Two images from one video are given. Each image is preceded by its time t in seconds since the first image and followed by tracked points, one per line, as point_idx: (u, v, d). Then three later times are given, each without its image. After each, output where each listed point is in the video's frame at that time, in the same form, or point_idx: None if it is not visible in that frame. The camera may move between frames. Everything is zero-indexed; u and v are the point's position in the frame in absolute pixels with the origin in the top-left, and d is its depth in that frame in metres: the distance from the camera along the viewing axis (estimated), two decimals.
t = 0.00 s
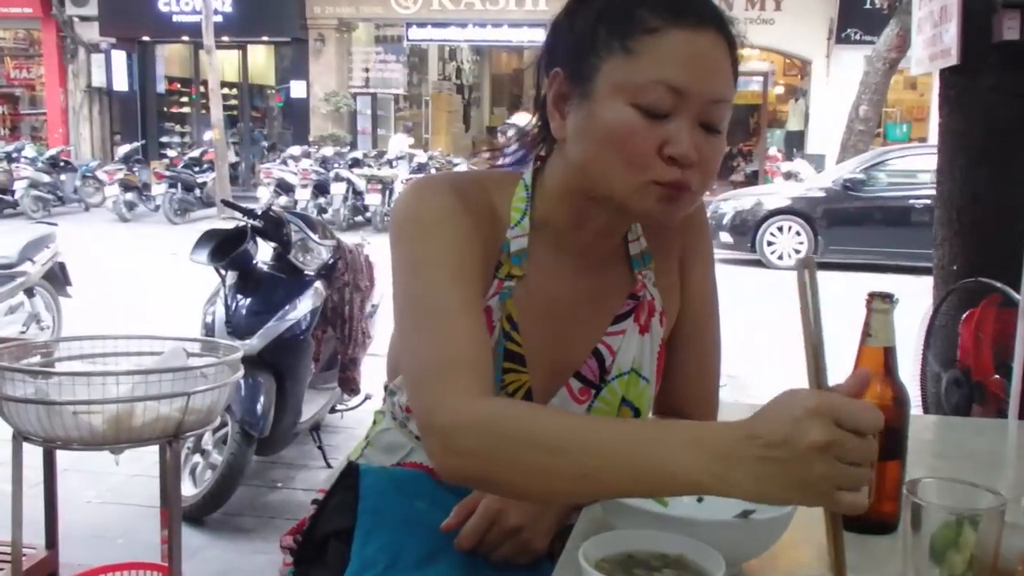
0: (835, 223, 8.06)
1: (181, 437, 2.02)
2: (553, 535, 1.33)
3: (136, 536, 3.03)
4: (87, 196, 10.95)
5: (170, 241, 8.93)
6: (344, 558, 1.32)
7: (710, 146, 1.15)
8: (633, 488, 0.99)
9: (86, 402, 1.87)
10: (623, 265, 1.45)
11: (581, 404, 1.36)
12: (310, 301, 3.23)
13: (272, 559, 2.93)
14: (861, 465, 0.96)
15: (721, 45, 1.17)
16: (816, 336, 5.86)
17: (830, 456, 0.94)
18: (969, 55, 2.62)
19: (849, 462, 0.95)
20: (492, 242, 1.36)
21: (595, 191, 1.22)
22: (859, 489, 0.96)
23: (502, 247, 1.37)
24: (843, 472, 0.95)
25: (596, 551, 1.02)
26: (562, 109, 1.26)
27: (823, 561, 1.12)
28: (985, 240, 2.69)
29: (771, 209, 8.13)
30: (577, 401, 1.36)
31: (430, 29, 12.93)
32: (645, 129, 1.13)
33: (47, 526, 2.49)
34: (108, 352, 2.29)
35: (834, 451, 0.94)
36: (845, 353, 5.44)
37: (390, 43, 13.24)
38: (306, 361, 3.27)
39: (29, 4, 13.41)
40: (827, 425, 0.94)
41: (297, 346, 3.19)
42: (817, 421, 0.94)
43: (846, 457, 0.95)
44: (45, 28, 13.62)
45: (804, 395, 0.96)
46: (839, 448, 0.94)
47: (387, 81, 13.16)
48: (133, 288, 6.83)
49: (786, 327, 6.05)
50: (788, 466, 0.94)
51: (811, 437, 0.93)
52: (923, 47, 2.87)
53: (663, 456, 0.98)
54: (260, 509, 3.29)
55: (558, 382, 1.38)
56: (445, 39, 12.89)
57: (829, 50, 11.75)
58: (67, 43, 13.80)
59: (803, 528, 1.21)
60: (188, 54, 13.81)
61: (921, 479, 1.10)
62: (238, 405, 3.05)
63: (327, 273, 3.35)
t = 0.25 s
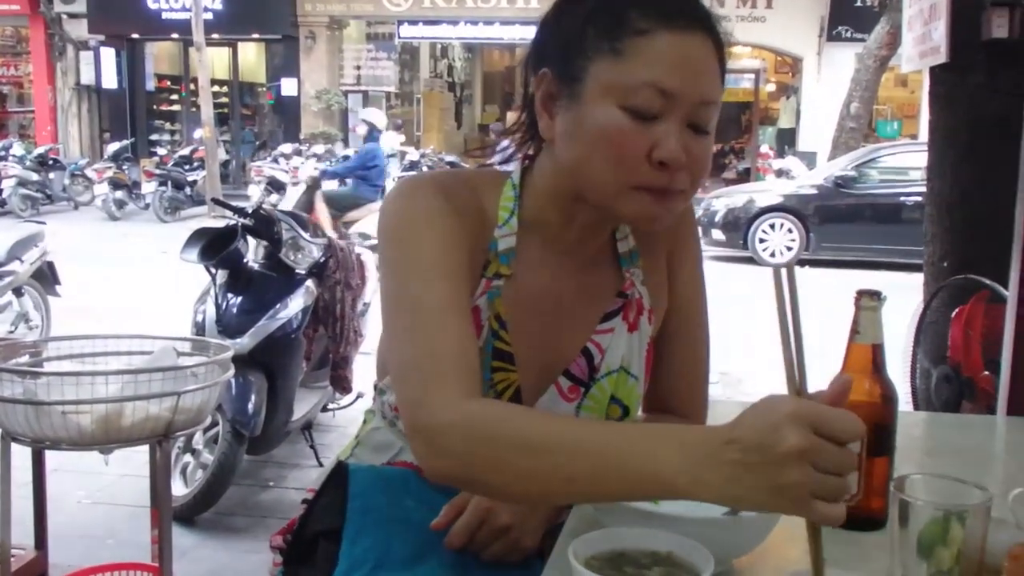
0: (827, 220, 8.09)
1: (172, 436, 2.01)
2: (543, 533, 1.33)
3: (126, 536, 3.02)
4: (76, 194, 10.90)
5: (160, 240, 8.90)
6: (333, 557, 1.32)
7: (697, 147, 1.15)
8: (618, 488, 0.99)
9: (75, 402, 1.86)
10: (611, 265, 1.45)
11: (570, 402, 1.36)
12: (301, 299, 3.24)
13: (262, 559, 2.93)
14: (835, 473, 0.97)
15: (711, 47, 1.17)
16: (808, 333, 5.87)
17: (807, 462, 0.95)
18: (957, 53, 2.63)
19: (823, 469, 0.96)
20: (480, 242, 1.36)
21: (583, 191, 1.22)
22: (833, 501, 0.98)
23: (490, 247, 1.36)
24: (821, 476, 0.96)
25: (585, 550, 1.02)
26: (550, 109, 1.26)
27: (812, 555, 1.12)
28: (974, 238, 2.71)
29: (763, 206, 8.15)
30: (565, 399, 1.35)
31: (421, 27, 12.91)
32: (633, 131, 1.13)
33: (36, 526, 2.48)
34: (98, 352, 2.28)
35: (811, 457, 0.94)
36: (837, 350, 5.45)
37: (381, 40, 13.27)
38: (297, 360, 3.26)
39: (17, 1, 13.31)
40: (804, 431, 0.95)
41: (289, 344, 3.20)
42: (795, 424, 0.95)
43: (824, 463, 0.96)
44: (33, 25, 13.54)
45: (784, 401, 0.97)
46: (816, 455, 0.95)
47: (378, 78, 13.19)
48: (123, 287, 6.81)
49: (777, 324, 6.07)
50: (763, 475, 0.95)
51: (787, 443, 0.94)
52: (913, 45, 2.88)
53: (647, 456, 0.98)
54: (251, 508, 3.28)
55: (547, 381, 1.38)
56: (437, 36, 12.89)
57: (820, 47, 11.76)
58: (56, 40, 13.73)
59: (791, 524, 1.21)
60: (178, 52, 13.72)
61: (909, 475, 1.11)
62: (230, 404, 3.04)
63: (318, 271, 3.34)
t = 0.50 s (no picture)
0: (822, 217, 8.11)
1: (168, 430, 2.02)
2: (537, 526, 1.35)
3: (123, 530, 3.03)
4: (72, 190, 10.89)
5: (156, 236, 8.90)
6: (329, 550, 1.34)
7: (690, 143, 1.16)
8: (611, 480, 1.00)
9: (72, 396, 1.87)
10: (604, 260, 1.46)
11: (564, 396, 1.38)
12: (296, 295, 3.24)
13: (259, 553, 2.94)
14: (831, 477, 0.95)
15: (702, 43, 1.18)
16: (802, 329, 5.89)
17: (803, 464, 0.94)
18: (953, 51, 2.64)
19: (820, 471, 0.95)
20: (474, 237, 1.37)
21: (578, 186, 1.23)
22: (825, 505, 0.96)
23: (484, 242, 1.38)
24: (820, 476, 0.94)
25: (579, 540, 1.03)
26: (543, 105, 1.27)
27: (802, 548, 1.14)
28: (969, 235, 2.72)
29: (759, 204, 8.16)
30: (559, 394, 1.37)
31: (417, 23, 12.85)
32: (626, 127, 1.14)
33: (35, 519, 2.49)
34: (95, 346, 2.28)
35: (808, 458, 0.93)
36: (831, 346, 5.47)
37: (377, 36, 13.12)
38: (293, 356, 3.27)
39: None
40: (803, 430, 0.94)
41: (284, 340, 3.19)
42: (793, 425, 0.94)
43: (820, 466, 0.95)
44: (29, 21, 13.48)
45: (783, 401, 0.96)
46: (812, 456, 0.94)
47: (373, 74, 13.13)
48: (119, 282, 6.82)
49: (772, 321, 6.09)
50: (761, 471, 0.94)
51: (783, 444, 0.93)
52: (909, 43, 2.89)
53: (640, 449, 1.00)
54: (247, 503, 3.29)
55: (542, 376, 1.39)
56: (432, 33, 12.84)
57: (816, 45, 11.78)
58: (52, 36, 13.70)
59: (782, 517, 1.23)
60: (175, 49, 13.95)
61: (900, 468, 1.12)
62: (225, 399, 3.05)
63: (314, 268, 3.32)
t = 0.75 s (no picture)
0: (813, 202, 8.13)
1: (167, 426, 2.04)
2: (529, 508, 1.37)
3: (124, 527, 3.05)
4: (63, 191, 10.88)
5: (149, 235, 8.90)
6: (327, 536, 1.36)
7: (675, 129, 1.18)
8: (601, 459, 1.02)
9: (70, 393, 1.88)
10: (591, 247, 1.48)
11: (553, 381, 1.40)
12: (290, 290, 3.27)
13: (259, 547, 2.96)
14: (818, 452, 0.97)
15: (684, 30, 1.20)
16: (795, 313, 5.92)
17: (791, 439, 0.96)
18: (940, 33, 2.66)
19: (807, 447, 0.97)
20: (463, 227, 1.38)
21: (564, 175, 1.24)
22: (813, 479, 0.98)
23: (472, 231, 1.39)
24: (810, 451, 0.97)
25: (569, 518, 1.06)
26: (528, 94, 1.29)
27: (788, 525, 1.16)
28: (958, 218, 2.74)
29: (751, 190, 8.19)
30: (549, 378, 1.39)
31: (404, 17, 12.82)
32: (611, 115, 1.16)
33: (36, 517, 2.51)
34: (91, 345, 2.30)
35: (796, 434, 0.96)
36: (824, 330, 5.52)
37: (365, 31, 13.19)
38: (289, 351, 3.29)
39: None
40: (792, 407, 0.96)
41: (279, 336, 3.21)
42: (781, 401, 0.96)
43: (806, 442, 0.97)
44: (15, 22, 13.37)
45: (771, 379, 0.99)
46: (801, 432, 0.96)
47: (361, 69, 13.17)
48: (114, 282, 6.83)
49: (766, 306, 6.13)
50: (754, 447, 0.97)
51: (771, 419, 0.96)
52: (896, 26, 2.90)
53: (630, 429, 1.02)
54: (246, 497, 3.31)
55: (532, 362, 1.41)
56: (420, 26, 12.90)
57: (805, 30, 11.76)
58: (39, 37, 13.64)
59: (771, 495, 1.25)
60: (162, 47, 13.79)
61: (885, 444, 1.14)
62: (222, 394, 3.06)
63: (307, 262, 3.38)
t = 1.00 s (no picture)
0: (804, 203, 8.18)
1: (158, 423, 2.05)
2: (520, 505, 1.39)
3: (113, 524, 3.06)
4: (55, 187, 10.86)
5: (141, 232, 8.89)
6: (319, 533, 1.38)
7: (663, 131, 1.20)
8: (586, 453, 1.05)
9: (62, 390, 1.90)
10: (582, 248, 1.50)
11: (544, 379, 1.42)
12: (283, 289, 3.28)
13: (249, 544, 2.97)
14: (792, 440, 0.99)
15: (672, 34, 1.22)
16: (784, 313, 5.98)
17: (764, 428, 0.98)
18: (926, 38, 2.70)
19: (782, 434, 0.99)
20: (455, 227, 1.41)
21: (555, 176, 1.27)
22: (792, 464, 0.99)
23: (465, 231, 1.41)
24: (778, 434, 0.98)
25: (559, 516, 1.09)
26: (520, 98, 1.32)
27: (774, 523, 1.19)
28: (947, 219, 2.77)
29: (741, 190, 8.23)
30: (539, 376, 1.42)
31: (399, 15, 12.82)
32: (600, 117, 1.19)
33: (25, 514, 2.52)
34: (82, 342, 2.31)
35: (767, 423, 0.98)
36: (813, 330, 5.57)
37: (360, 30, 13.25)
38: (280, 348, 3.30)
39: None
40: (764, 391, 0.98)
41: (270, 334, 3.22)
42: (755, 391, 0.98)
43: (782, 428, 0.99)
44: (9, 19, 13.34)
45: (747, 367, 1.00)
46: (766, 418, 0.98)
47: (356, 68, 13.20)
48: (106, 278, 6.84)
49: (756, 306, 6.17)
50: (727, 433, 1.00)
51: (746, 408, 0.97)
52: (885, 29, 2.93)
53: (616, 423, 1.04)
54: (237, 495, 3.33)
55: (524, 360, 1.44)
56: (414, 26, 12.94)
57: (797, 32, 11.79)
58: (32, 33, 13.59)
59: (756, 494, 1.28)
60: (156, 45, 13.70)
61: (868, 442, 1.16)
62: (213, 392, 3.08)
63: (300, 261, 3.39)
